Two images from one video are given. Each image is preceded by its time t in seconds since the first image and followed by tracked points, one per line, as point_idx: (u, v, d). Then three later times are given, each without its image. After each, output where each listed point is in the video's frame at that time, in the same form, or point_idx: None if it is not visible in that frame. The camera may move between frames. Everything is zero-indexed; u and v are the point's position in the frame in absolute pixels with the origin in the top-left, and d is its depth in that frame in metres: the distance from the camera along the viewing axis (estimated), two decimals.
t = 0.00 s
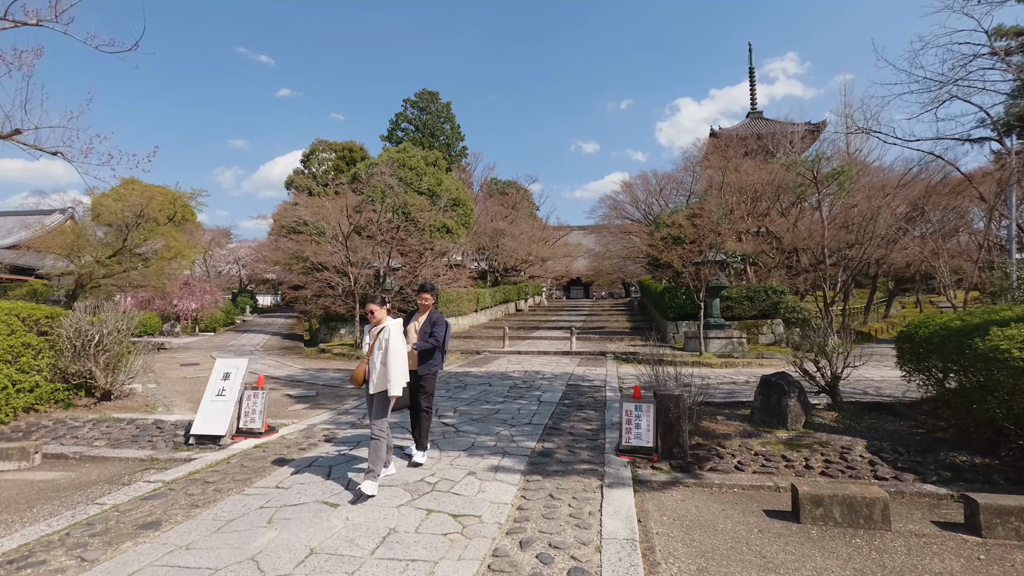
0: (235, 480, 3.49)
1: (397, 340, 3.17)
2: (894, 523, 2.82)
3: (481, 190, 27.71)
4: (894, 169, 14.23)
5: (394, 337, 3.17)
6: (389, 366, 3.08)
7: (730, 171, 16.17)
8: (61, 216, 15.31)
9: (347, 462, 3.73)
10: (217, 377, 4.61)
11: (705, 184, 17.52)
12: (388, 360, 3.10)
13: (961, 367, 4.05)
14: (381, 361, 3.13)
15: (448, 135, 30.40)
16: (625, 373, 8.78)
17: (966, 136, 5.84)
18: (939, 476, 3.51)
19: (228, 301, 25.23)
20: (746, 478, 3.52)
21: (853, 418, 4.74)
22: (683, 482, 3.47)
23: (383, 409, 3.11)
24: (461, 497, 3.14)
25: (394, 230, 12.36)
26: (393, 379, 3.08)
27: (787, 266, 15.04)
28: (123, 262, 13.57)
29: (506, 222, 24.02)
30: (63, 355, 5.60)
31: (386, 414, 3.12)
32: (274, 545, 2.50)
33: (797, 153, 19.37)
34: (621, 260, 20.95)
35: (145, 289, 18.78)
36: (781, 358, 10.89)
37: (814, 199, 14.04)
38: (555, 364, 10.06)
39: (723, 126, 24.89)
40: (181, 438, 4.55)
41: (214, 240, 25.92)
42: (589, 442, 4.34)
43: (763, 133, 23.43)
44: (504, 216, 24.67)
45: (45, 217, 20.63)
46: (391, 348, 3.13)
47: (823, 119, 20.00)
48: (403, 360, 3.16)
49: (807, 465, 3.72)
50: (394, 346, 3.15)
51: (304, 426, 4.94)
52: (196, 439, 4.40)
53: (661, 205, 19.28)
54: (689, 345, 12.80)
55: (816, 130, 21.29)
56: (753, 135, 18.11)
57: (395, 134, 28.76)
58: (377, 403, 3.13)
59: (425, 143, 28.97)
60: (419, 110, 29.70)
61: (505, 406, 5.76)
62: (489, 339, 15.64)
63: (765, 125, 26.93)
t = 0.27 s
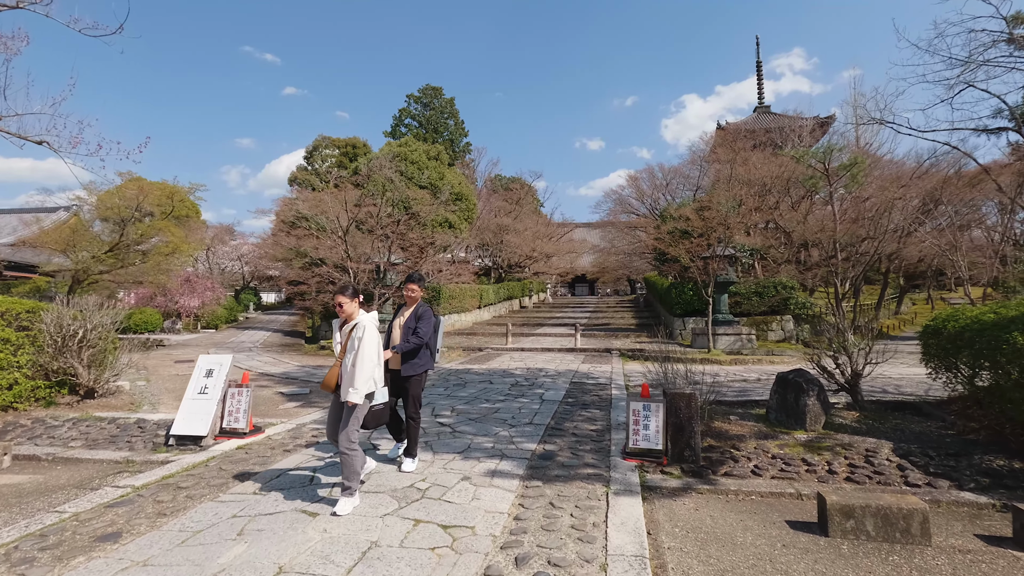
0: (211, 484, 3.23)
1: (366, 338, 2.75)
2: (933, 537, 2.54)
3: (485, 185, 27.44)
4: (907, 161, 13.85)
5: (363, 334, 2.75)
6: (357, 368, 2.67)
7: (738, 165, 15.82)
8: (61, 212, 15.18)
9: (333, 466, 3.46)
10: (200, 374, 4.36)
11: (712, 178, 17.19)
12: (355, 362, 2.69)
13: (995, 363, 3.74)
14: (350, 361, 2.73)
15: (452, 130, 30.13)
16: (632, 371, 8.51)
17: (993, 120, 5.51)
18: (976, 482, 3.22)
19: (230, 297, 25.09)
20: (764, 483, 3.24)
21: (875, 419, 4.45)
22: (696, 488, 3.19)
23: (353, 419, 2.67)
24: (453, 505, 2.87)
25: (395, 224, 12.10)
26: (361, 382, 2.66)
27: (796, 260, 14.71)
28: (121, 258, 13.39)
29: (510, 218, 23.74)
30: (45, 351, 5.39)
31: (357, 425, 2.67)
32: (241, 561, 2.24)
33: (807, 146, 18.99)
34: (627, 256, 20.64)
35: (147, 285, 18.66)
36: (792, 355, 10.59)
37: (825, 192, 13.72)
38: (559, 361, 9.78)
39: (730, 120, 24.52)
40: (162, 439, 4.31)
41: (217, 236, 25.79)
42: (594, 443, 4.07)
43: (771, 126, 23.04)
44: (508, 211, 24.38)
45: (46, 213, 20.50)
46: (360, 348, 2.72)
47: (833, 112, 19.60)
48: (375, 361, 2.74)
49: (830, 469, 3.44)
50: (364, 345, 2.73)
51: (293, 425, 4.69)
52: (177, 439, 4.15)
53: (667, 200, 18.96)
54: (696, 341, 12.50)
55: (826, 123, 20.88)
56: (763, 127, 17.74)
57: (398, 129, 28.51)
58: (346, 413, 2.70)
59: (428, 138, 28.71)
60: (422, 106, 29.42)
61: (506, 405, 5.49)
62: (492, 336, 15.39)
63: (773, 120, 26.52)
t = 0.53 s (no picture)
0: (186, 507, 2.97)
1: (340, 351, 2.44)
2: None
3: (490, 183, 27.14)
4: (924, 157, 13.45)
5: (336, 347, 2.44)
6: (332, 387, 2.37)
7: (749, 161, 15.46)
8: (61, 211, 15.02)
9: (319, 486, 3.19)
10: (183, 383, 4.09)
11: (721, 175, 16.82)
12: (332, 380, 2.38)
13: None
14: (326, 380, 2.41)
15: (456, 128, 29.83)
16: (640, 374, 8.21)
17: None
18: None
19: (233, 297, 24.92)
20: (791, 507, 2.95)
21: (905, 431, 4.14)
22: (717, 512, 2.90)
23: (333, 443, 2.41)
24: (449, 534, 2.60)
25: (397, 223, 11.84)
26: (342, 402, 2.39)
27: (808, 259, 14.35)
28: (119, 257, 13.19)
29: (515, 216, 23.44)
30: (27, 357, 5.18)
31: (339, 451, 2.41)
32: None
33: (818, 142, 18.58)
34: (633, 254, 20.30)
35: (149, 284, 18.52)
36: (806, 357, 10.26)
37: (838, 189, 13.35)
38: (564, 364, 9.50)
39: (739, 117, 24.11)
40: (143, 451, 4.06)
41: (220, 235, 25.65)
42: (603, 458, 3.79)
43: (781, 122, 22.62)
44: (513, 209, 24.10)
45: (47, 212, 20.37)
46: (334, 364, 2.41)
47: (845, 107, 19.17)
48: (352, 377, 2.44)
49: (863, 491, 3.14)
50: (337, 360, 2.42)
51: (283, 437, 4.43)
52: (158, 453, 3.89)
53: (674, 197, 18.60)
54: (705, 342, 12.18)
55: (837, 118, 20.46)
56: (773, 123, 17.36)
57: (402, 127, 28.25)
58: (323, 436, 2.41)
59: (432, 136, 28.42)
60: (427, 103, 29.14)
61: (509, 413, 5.21)
62: (496, 337, 15.12)
63: (782, 116, 26.07)
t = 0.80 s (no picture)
0: (157, 519, 2.70)
1: (294, 357, 2.15)
2: None
3: (494, 181, 26.86)
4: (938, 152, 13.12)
5: (290, 354, 2.15)
6: (288, 398, 2.09)
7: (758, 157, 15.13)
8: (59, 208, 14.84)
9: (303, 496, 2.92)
10: (164, 383, 3.84)
11: (729, 171, 16.50)
12: (290, 391, 2.10)
13: None
14: (279, 392, 2.12)
15: (460, 125, 29.58)
16: (648, 374, 7.92)
17: None
18: None
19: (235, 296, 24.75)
20: (824, 522, 2.66)
21: (940, 436, 3.84)
22: (742, 526, 2.61)
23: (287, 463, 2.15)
24: (443, 551, 2.32)
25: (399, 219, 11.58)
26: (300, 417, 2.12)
27: (819, 256, 14.01)
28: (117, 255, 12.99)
29: (519, 214, 23.18)
30: (8, 355, 4.98)
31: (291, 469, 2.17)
32: None
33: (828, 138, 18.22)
34: (639, 253, 20.01)
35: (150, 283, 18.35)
36: (819, 356, 9.95)
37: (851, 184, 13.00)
38: (570, 363, 9.22)
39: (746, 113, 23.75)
40: (122, 456, 3.81)
41: (222, 233, 25.50)
42: (614, 464, 3.51)
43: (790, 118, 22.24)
44: (517, 207, 23.82)
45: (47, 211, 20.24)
46: (290, 372, 2.12)
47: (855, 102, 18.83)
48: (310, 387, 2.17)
49: (901, 504, 2.84)
50: (291, 366, 2.14)
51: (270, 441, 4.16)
52: (136, 458, 3.64)
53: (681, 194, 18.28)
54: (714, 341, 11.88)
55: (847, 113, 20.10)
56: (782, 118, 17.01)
57: (405, 125, 28.00)
58: (276, 455, 2.13)
59: (436, 134, 28.16)
60: (430, 101, 28.87)
61: (512, 415, 4.94)
62: (500, 335, 14.85)
63: (790, 112, 25.71)
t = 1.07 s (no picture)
0: (116, 553, 2.43)
1: (227, 380, 1.86)
2: None
3: (496, 184, 26.64)
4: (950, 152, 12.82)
5: (222, 375, 1.85)
6: (214, 431, 1.77)
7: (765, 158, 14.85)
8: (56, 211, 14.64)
9: (280, 526, 2.64)
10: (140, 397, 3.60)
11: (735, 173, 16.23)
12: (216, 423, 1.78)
13: None
14: (201, 421, 1.79)
15: (462, 128, 29.38)
16: (655, 381, 7.63)
17: None
18: None
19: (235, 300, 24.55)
20: (862, 558, 2.37)
21: (975, 454, 3.55)
22: (770, 562, 2.33)
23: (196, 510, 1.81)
24: None
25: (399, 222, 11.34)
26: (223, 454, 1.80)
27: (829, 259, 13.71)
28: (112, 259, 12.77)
29: (522, 216, 22.93)
30: None
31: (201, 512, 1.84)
32: None
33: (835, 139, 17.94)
34: (643, 256, 19.73)
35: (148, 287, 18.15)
36: (832, 362, 9.64)
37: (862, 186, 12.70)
38: (574, 370, 8.94)
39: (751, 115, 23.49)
40: (93, 476, 3.54)
41: (223, 237, 25.33)
42: (623, 486, 3.23)
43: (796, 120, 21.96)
44: (520, 210, 23.57)
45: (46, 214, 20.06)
46: (218, 398, 1.81)
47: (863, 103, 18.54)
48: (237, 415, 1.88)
49: (945, 535, 2.56)
50: (221, 391, 1.83)
51: (255, 457, 3.89)
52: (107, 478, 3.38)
53: (686, 197, 18.01)
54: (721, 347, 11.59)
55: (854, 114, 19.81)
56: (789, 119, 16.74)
57: (407, 128, 27.81)
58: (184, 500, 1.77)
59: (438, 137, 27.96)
60: (432, 104, 28.70)
61: (513, 428, 4.66)
62: (502, 341, 14.58)
63: (795, 114, 25.45)
